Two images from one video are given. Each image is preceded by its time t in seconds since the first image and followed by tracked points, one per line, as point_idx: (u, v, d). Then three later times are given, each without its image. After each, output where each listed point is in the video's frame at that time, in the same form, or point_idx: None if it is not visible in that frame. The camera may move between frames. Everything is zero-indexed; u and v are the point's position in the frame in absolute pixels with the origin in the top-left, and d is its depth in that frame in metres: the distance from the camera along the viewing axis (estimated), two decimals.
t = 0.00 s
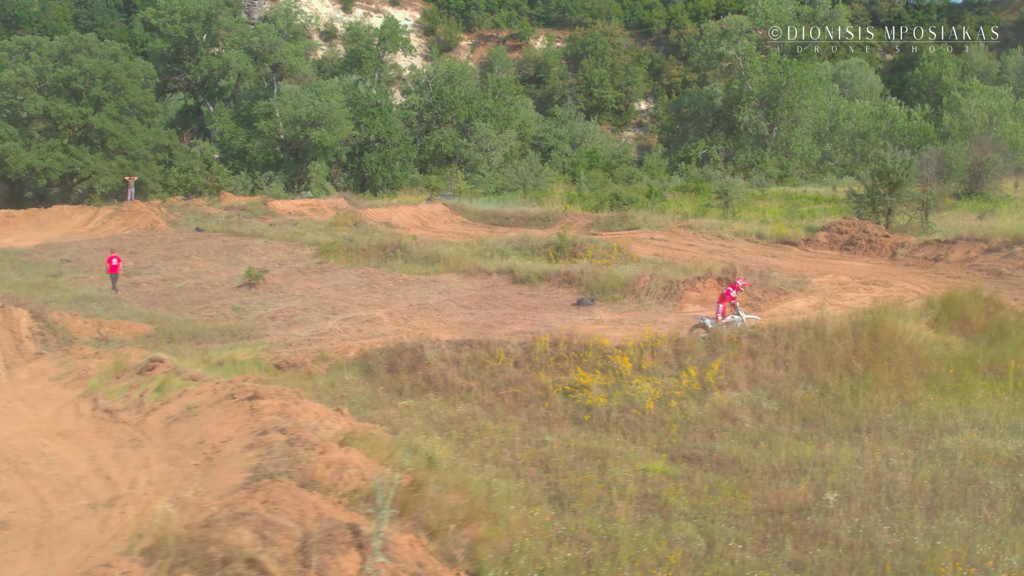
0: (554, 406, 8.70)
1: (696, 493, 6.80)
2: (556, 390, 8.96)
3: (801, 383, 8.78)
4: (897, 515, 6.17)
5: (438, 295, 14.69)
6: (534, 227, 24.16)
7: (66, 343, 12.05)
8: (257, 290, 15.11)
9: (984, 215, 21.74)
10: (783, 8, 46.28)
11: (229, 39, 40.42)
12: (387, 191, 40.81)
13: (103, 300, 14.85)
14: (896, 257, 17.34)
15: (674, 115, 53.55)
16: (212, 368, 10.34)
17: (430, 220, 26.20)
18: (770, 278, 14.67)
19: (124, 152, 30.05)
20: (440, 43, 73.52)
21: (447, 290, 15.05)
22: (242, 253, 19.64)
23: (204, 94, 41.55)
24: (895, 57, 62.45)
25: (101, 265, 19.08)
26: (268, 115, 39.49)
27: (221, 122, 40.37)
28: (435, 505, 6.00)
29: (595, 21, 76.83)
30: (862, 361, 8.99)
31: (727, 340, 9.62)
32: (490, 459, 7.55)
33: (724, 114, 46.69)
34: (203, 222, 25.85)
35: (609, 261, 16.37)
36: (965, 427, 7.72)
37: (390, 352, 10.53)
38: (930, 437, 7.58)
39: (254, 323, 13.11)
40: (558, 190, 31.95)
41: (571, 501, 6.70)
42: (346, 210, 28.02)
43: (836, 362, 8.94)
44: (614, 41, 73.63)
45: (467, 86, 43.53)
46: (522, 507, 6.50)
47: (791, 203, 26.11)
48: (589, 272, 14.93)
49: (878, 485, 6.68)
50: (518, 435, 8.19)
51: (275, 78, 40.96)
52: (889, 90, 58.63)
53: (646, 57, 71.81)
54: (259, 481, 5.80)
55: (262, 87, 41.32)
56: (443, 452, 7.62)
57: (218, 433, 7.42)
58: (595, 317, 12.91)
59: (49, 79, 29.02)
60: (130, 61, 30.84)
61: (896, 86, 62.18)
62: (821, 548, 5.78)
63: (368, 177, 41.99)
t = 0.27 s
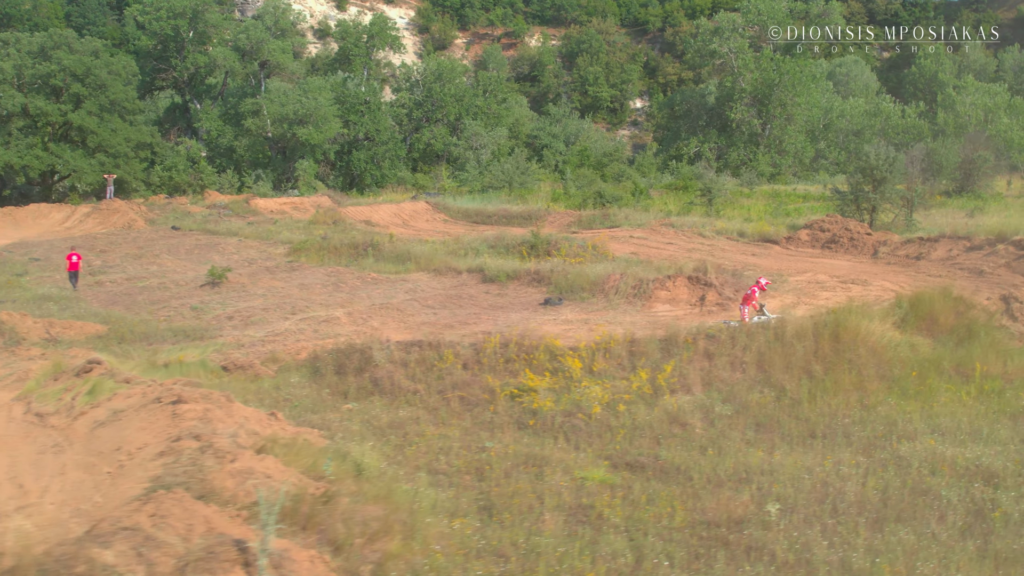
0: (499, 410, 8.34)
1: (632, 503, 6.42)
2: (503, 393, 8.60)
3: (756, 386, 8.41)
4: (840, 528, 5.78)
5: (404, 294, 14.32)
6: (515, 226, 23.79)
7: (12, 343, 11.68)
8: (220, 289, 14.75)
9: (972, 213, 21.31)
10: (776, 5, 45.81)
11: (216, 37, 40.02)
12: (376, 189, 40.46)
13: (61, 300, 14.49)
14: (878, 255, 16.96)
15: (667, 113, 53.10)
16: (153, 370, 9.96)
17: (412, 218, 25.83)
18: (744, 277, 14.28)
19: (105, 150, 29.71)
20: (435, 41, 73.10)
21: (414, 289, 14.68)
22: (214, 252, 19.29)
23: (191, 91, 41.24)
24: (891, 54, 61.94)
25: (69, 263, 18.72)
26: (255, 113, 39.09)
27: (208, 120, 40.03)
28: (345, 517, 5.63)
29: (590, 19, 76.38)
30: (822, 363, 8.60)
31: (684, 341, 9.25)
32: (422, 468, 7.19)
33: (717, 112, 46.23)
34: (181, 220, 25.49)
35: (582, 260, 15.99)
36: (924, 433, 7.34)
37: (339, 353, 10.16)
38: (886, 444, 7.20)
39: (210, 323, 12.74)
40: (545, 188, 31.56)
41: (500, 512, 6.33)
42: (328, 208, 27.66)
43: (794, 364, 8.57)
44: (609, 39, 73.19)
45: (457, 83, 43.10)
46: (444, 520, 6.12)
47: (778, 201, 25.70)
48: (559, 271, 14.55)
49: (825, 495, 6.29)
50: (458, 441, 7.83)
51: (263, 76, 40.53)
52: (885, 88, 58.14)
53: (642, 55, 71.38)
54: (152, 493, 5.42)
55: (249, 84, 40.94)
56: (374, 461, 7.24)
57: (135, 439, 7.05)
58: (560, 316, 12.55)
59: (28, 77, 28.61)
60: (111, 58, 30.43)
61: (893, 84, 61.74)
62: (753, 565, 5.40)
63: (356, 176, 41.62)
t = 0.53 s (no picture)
0: (432, 417, 7.99)
1: (553, 518, 6.04)
2: (438, 399, 8.25)
3: (702, 391, 8.04)
4: (763, 545, 5.41)
5: (364, 294, 13.96)
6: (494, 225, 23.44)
7: None
8: (177, 290, 14.42)
9: (957, 212, 20.88)
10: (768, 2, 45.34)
11: (201, 34, 39.66)
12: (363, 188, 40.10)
13: (14, 301, 14.16)
14: (855, 255, 16.58)
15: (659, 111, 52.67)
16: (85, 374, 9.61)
17: (391, 217, 25.48)
18: (713, 277, 13.90)
19: (83, 148, 29.35)
20: (429, 39, 72.68)
21: (375, 290, 14.32)
22: (181, 251, 18.96)
23: (177, 90, 40.98)
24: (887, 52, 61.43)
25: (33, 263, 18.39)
26: (241, 111, 38.71)
27: (193, 119, 39.70)
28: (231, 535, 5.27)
29: (585, 17, 75.93)
30: (772, 366, 8.24)
31: (631, 345, 8.88)
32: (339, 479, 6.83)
33: (708, 109, 45.77)
34: (156, 220, 25.16)
35: (550, 260, 15.61)
36: (871, 442, 6.97)
37: (279, 356, 9.81)
38: (829, 452, 6.82)
39: (160, 324, 12.39)
40: (529, 186, 31.19)
41: (409, 526, 5.97)
42: (307, 207, 27.30)
43: (742, 368, 8.20)
44: (604, 38, 72.75)
45: (446, 81, 42.67)
46: (346, 537, 5.76)
47: (762, 199, 25.32)
48: (523, 270, 14.17)
49: (755, 509, 5.91)
50: (384, 449, 7.48)
51: (248, 74, 40.20)
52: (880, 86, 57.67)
53: (636, 53, 70.91)
54: (19, 509, 5.07)
55: (235, 82, 40.61)
56: (288, 471, 6.88)
57: (36, 447, 6.70)
58: (518, 317, 12.17)
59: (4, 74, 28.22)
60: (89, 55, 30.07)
61: (889, 82, 61.20)
62: None
63: (344, 174, 41.27)
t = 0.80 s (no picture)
0: (357, 428, 7.66)
1: (458, 538, 5.70)
2: (365, 408, 7.92)
3: (638, 401, 7.70)
4: (671, 572, 5.06)
5: (320, 297, 13.62)
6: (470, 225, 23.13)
7: None
8: (130, 293, 14.09)
9: (939, 212, 20.50)
10: None
11: (185, 33, 39.32)
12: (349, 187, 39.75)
13: None
14: (829, 256, 16.24)
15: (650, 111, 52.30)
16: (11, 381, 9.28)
17: (368, 217, 25.14)
18: (678, 280, 13.56)
19: (61, 148, 29.01)
20: (422, 38, 72.27)
21: (333, 292, 13.99)
22: (147, 252, 18.64)
23: (162, 89, 40.73)
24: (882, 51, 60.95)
25: None
26: (226, 110, 38.37)
27: (178, 118, 39.40)
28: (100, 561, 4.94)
29: (580, 15, 75.50)
30: (713, 375, 7.90)
31: (571, 352, 8.56)
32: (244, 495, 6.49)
33: (699, 108, 45.36)
34: (131, 220, 24.83)
35: (516, 261, 15.27)
36: (807, 456, 6.62)
37: (213, 363, 9.47)
38: (762, 468, 6.47)
39: (106, 328, 12.07)
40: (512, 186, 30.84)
41: (305, 548, 5.63)
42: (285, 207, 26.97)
43: (681, 376, 7.87)
44: (599, 37, 72.34)
45: (434, 80, 42.26)
46: (232, 561, 5.41)
47: (744, 199, 24.95)
48: (485, 273, 13.83)
49: (671, 530, 5.57)
50: (301, 463, 7.13)
51: (234, 73, 39.83)
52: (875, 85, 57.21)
53: (631, 52, 70.52)
54: None
55: (220, 81, 40.31)
56: (192, 488, 6.54)
57: None
58: (472, 321, 11.83)
59: None
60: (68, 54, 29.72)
61: (885, 81, 60.74)
62: None
63: (331, 174, 40.92)
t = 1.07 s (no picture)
0: (275, 443, 7.31)
1: (350, 566, 5.34)
2: (287, 422, 7.58)
3: (570, 415, 7.35)
4: None
5: (274, 301, 13.27)
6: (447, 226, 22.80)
7: None
8: (81, 297, 13.76)
9: (921, 214, 20.11)
10: None
11: (170, 32, 38.98)
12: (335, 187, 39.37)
13: None
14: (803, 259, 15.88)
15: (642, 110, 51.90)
16: None
17: (344, 218, 24.81)
18: (642, 284, 13.21)
19: (37, 148, 28.70)
20: (416, 37, 71.91)
21: (288, 296, 13.64)
22: (111, 255, 18.31)
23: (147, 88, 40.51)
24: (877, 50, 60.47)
25: None
26: (211, 109, 38.02)
27: (163, 117, 39.10)
28: None
29: (574, 14, 75.09)
30: (650, 389, 7.54)
31: (508, 363, 8.19)
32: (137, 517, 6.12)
33: (689, 108, 44.93)
34: (104, 221, 24.51)
35: (479, 264, 14.91)
36: (736, 475, 6.25)
37: (141, 372, 9.12)
38: (687, 489, 6.11)
39: (47, 334, 11.73)
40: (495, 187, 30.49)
41: None
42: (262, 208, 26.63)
43: (616, 390, 7.52)
44: (593, 36, 71.96)
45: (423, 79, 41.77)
46: None
47: (726, 200, 24.56)
48: (444, 276, 13.46)
49: (575, 559, 5.20)
50: (208, 481, 6.78)
51: (220, 72, 39.47)
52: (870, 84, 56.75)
53: (626, 51, 70.08)
54: None
55: (206, 80, 40.02)
56: (84, 509, 6.18)
57: None
58: (423, 326, 11.47)
59: None
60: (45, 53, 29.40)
61: (880, 80, 60.26)
62: None
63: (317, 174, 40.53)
